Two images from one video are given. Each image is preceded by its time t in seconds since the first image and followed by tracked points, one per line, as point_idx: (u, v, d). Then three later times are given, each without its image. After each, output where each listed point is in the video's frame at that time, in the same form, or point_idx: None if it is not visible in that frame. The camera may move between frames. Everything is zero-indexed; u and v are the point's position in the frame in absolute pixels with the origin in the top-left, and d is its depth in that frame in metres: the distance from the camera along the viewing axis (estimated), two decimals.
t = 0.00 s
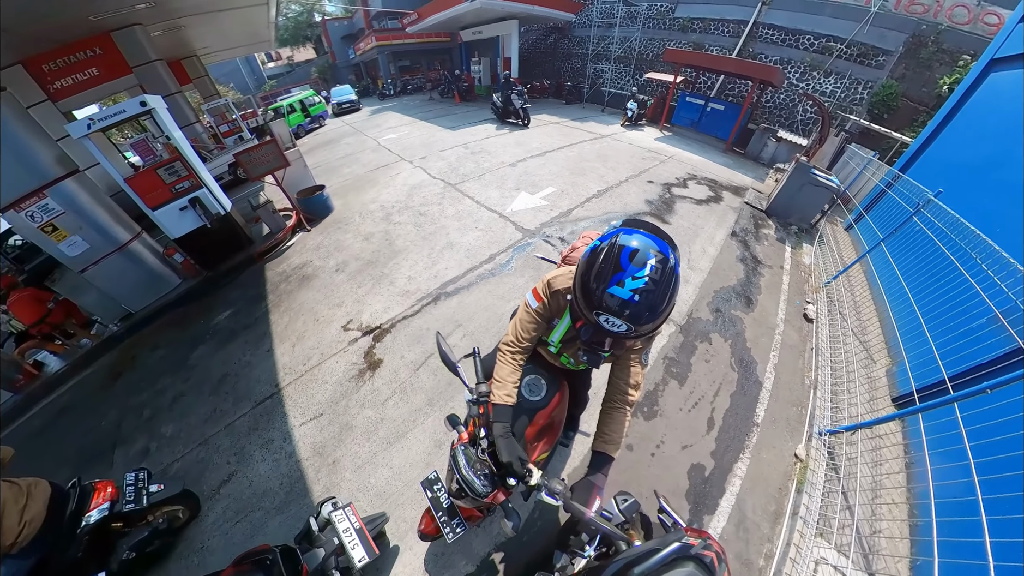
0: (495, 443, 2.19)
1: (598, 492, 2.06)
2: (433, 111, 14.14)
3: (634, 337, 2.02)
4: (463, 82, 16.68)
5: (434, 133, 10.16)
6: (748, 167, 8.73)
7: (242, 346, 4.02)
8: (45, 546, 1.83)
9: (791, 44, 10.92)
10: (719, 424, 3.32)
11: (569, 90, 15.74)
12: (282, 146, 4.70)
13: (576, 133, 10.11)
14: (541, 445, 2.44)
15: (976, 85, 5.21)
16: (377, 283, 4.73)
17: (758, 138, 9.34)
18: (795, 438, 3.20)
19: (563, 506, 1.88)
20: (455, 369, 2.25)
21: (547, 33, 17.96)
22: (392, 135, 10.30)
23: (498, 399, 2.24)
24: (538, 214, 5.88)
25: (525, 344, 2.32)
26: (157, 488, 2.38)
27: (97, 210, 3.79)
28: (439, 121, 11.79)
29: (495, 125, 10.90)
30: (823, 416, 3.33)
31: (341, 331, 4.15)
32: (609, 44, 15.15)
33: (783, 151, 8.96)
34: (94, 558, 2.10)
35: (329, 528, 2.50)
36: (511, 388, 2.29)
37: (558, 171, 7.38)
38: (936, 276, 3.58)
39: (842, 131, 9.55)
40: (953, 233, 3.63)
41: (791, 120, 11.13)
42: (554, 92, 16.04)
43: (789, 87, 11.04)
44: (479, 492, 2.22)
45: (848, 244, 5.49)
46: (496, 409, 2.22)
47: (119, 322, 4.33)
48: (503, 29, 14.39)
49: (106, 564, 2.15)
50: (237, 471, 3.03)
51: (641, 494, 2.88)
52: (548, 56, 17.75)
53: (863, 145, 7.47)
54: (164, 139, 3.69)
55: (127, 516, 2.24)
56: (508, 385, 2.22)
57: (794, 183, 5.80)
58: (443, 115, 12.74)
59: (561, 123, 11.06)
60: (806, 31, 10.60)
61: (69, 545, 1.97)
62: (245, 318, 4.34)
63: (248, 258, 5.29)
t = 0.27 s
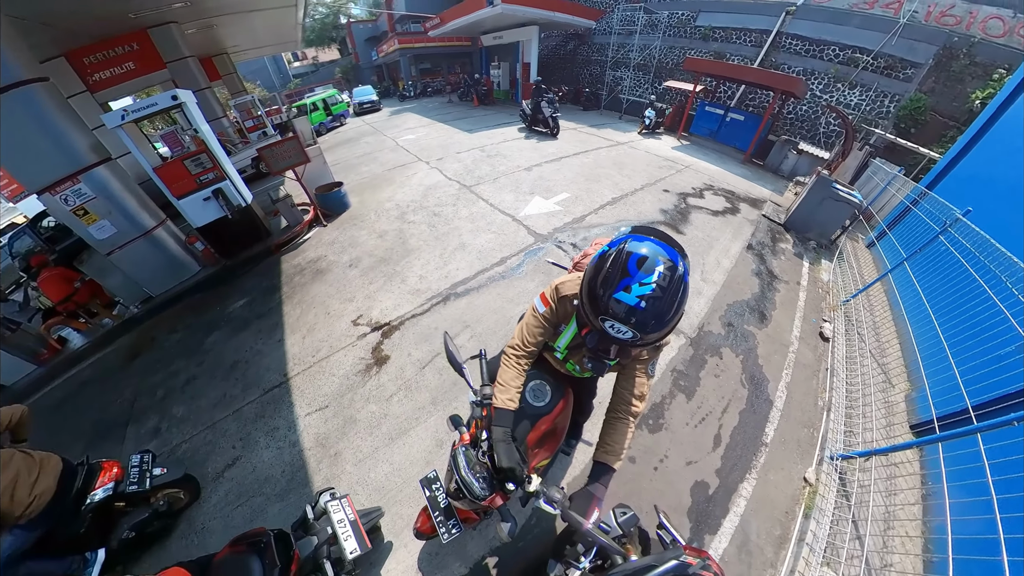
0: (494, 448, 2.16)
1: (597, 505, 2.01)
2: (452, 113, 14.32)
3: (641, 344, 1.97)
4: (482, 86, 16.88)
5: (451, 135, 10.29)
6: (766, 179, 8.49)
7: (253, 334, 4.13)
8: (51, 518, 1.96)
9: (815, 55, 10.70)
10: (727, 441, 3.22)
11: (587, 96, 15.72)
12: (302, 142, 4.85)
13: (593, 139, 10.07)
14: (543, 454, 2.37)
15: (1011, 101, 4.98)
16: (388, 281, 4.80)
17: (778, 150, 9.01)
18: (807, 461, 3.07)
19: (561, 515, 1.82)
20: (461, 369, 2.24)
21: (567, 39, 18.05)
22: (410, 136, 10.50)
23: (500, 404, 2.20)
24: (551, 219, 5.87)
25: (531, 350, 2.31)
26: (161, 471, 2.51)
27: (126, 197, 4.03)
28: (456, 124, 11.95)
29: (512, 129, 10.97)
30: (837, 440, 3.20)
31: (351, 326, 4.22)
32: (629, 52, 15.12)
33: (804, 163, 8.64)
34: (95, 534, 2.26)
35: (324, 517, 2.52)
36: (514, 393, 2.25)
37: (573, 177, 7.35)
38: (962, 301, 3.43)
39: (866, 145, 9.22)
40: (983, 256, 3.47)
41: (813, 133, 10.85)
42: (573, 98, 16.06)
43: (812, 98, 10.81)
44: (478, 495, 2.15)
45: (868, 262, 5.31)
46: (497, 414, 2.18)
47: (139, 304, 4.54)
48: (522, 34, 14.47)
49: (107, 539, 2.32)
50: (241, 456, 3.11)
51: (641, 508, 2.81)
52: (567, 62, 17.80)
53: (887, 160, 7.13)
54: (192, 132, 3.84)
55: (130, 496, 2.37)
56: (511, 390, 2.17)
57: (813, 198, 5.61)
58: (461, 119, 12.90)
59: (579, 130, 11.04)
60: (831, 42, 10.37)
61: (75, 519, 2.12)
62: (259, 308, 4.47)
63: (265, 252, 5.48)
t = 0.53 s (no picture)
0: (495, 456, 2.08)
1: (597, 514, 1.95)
2: (471, 116, 14.48)
3: (665, 333, 1.83)
4: (501, 91, 17.04)
5: (468, 138, 10.42)
6: (784, 192, 8.24)
7: (266, 324, 4.26)
8: (66, 489, 2.21)
9: (839, 65, 10.33)
10: (733, 460, 3.12)
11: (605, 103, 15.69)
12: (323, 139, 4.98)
13: (610, 147, 10.01)
14: (542, 462, 2.35)
15: None
16: (400, 279, 4.87)
17: (798, 162, 8.78)
18: (817, 486, 2.94)
19: (558, 524, 1.78)
20: (465, 370, 2.27)
21: (586, 46, 18.08)
22: (429, 138, 10.67)
23: (503, 410, 2.14)
24: (565, 225, 5.86)
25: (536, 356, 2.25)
26: (169, 453, 2.59)
27: (154, 185, 4.44)
28: (474, 126, 12.09)
29: (529, 133, 11.01)
30: (849, 465, 3.05)
31: (361, 321, 4.30)
32: (648, 59, 15.02)
33: (825, 177, 8.38)
34: (103, 508, 2.43)
35: (322, 508, 2.55)
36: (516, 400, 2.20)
37: (588, 184, 7.32)
38: (989, 324, 3.24)
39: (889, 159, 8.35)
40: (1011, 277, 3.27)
41: (837, 145, 10.64)
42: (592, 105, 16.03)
43: (836, 110, 10.47)
44: (475, 498, 2.11)
45: (891, 281, 5.06)
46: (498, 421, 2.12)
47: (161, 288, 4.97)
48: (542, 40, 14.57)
49: (112, 514, 2.48)
50: (246, 441, 3.19)
51: (640, 522, 2.74)
52: (586, 68, 17.79)
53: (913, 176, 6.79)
54: (220, 126, 4.00)
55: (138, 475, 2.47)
56: (514, 397, 2.13)
57: (833, 214, 5.43)
58: (479, 122, 13.04)
59: (597, 137, 11.00)
60: (857, 53, 9.96)
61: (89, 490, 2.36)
62: (273, 299, 4.62)
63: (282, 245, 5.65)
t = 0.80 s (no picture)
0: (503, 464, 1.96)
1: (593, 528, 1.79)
2: (488, 120, 14.62)
3: (689, 326, 1.70)
4: (519, 95, 17.16)
5: (483, 141, 10.53)
6: (804, 205, 7.98)
7: (279, 315, 4.38)
8: (80, 462, 2.35)
9: (866, 76, 10.10)
10: (739, 479, 3.01)
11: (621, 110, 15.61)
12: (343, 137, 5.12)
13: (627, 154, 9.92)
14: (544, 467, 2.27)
15: None
16: (412, 278, 4.93)
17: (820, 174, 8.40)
18: (827, 512, 2.81)
19: (555, 531, 1.65)
20: (470, 371, 2.16)
21: (605, 53, 18.07)
22: (446, 140, 10.83)
23: (514, 417, 2.02)
24: (577, 231, 5.83)
25: (544, 361, 2.20)
26: (177, 435, 2.72)
27: (181, 176, 4.75)
28: (490, 130, 12.22)
29: (546, 138, 11.03)
30: (862, 492, 2.91)
31: (372, 318, 4.37)
32: (668, 67, 14.91)
33: (848, 192, 8.01)
34: (113, 484, 2.55)
35: (324, 499, 2.58)
36: (528, 406, 2.07)
37: (603, 191, 7.27)
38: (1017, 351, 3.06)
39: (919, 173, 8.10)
40: None
41: (860, 158, 10.33)
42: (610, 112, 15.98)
43: (861, 122, 10.18)
44: (474, 498, 2.16)
45: (913, 301, 4.85)
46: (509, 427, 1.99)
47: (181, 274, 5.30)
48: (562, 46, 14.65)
49: (121, 490, 2.59)
50: (253, 428, 3.28)
51: (639, 537, 2.66)
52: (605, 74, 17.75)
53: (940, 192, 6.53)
54: (245, 122, 4.22)
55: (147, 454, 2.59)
56: (526, 401, 1.99)
57: (854, 229, 5.23)
58: (496, 125, 13.16)
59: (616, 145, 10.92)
60: (885, 64, 9.74)
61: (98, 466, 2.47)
62: (287, 290, 4.76)
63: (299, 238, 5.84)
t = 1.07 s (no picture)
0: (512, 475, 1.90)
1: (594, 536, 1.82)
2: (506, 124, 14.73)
3: (707, 332, 1.67)
4: (536, 100, 17.26)
5: (499, 144, 10.62)
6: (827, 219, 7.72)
7: (293, 307, 4.49)
8: (98, 440, 2.48)
9: (893, 88, 9.72)
10: (747, 499, 2.91)
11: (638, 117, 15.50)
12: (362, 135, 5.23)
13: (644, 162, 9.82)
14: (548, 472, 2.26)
15: None
16: (424, 277, 4.99)
17: (842, 188, 8.14)
18: (839, 540, 2.68)
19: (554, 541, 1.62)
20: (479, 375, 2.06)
21: (624, 60, 18.05)
22: (463, 142, 10.97)
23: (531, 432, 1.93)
24: (591, 237, 5.79)
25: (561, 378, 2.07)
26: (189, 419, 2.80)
27: (206, 169, 4.96)
28: (507, 134, 12.32)
29: (563, 144, 11.03)
30: (878, 522, 2.76)
31: (383, 314, 4.43)
32: (689, 75, 14.76)
33: (874, 206, 7.73)
34: (124, 463, 2.65)
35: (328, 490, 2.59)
36: (544, 422, 1.97)
37: (619, 198, 7.20)
38: None
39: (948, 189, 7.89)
40: None
41: (886, 173, 10.05)
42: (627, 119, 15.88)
43: (887, 135, 9.89)
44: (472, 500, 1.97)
45: (940, 323, 4.62)
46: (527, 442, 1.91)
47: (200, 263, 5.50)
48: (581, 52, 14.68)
49: (132, 469, 2.68)
50: (262, 416, 3.36)
51: (639, 551, 2.59)
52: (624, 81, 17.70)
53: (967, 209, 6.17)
54: (270, 120, 4.37)
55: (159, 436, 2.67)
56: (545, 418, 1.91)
57: (879, 245, 5.01)
58: (513, 129, 13.25)
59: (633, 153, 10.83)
60: (912, 74, 9.29)
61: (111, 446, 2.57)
62: (303, 284, 4.88)
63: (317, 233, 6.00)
